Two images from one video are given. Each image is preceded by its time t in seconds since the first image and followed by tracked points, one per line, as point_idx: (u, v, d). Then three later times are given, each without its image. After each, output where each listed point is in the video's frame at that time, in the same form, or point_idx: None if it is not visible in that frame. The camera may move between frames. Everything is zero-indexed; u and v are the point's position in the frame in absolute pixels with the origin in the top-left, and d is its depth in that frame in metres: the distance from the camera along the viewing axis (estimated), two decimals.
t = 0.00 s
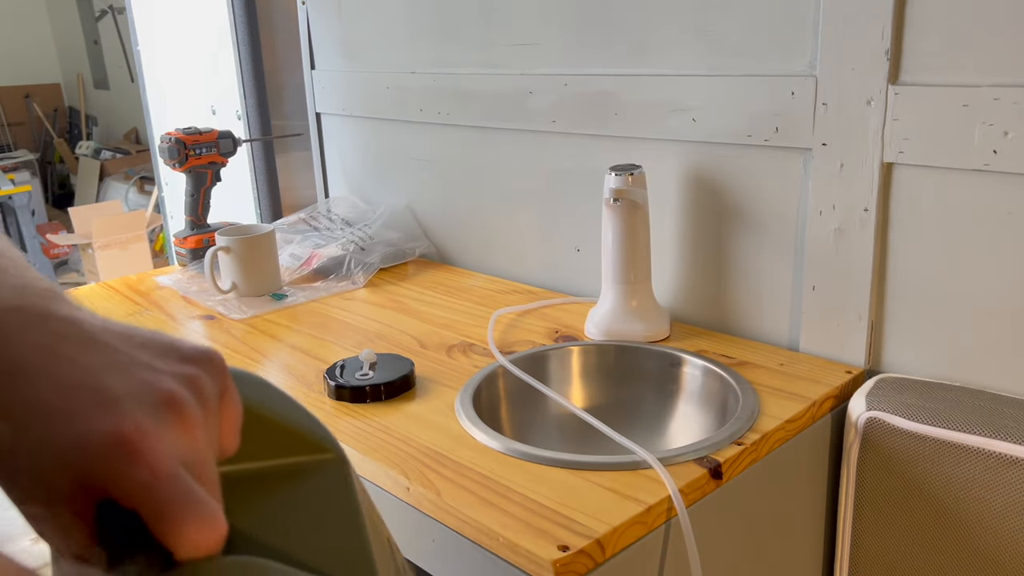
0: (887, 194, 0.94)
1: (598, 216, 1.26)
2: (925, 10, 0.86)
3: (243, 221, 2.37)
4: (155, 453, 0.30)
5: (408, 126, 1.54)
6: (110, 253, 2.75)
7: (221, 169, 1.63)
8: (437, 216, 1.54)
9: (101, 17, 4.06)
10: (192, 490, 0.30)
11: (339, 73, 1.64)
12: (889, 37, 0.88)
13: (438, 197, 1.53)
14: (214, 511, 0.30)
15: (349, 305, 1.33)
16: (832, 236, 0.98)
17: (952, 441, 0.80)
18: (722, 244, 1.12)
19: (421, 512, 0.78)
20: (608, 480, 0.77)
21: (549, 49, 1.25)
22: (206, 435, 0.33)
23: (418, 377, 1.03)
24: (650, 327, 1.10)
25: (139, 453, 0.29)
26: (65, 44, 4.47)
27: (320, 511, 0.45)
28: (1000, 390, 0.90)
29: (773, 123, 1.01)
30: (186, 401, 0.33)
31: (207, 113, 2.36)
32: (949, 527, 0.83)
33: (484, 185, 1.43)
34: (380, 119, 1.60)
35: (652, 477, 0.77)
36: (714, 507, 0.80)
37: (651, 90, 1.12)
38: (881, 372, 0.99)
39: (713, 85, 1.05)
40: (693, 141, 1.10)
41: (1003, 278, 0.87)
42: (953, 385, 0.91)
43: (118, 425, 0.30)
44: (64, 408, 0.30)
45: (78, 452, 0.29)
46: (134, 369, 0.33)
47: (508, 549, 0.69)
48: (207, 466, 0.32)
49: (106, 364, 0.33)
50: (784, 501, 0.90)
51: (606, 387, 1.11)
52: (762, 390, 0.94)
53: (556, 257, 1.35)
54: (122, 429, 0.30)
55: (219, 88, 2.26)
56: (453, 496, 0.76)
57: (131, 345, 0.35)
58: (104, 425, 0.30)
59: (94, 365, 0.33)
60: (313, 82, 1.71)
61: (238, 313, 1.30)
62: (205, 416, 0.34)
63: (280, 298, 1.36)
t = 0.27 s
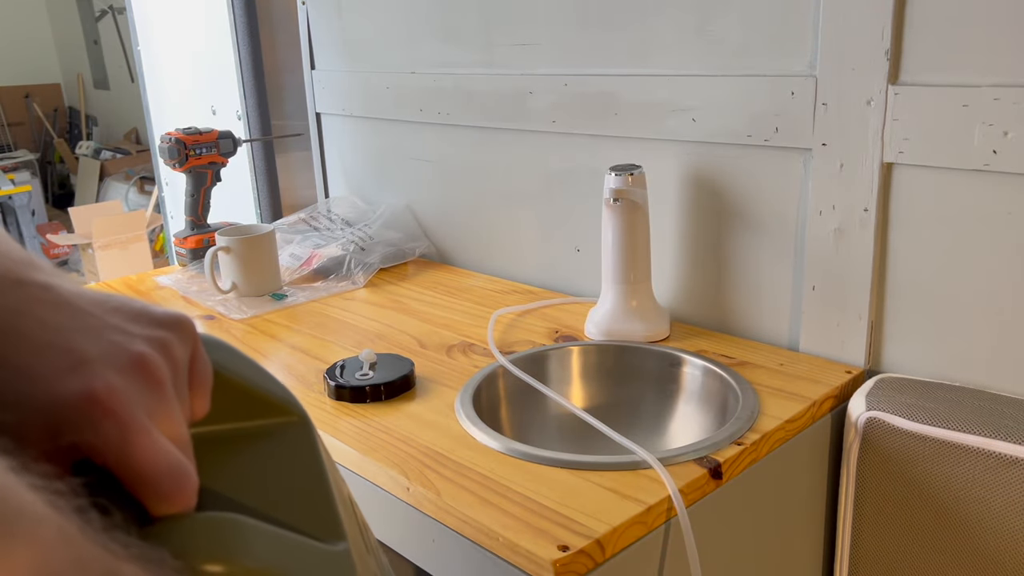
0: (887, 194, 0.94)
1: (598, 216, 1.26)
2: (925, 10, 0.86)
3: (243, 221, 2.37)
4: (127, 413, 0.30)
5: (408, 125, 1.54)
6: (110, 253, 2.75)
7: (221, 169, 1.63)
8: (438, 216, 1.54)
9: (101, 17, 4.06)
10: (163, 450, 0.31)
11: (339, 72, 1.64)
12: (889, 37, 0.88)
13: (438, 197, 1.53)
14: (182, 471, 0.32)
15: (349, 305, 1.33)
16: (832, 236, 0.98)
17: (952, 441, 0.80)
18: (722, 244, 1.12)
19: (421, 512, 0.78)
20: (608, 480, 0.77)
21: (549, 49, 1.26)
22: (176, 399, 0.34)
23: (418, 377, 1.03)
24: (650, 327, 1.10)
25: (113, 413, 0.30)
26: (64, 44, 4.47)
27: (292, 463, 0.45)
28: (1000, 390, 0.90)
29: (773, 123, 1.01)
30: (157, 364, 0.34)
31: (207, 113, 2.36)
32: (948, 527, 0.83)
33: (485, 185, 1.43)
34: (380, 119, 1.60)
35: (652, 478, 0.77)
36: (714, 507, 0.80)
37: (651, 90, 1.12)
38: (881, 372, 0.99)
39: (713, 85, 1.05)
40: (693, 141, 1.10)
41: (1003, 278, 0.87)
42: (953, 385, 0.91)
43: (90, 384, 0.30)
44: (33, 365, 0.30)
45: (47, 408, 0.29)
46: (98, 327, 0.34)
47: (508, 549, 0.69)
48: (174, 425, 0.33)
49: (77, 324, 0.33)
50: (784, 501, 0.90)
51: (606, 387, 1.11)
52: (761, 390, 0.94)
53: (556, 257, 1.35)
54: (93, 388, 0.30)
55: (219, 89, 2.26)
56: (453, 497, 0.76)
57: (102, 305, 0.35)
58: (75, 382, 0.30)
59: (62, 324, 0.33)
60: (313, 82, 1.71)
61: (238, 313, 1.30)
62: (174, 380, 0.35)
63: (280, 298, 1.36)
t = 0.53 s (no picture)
0: (887, 193, 0.94)
1: (598, 216, 1.26)
2: (925, 10, 0.86)
3: (243, 221, 2.37)
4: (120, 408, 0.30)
5: (407, 125, 1.54)
6: (110, 253, 2.75)
7: (221, 169, 1.63)
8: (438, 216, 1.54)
9: (101, 17, 4.06)
10: (157, 448, 0.31)
11: (339, 72, 1.64)
12: (889, 37, 0.88)
13: (438, 197, 1.53)
14: (173, 469, 0.31)
15: (349, 305, 1.33)
16: (832, 236, 0.98)
17: (952, 441, 0.80)
18: (722, 244, 1.11)
19: (421, 512, 0.78)
20: (608, 480, 0.77)
21: (549, 49, 1.26)
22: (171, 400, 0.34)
23: (418, 377, 1.03)
24: (650, 327, 1.10)
25: (105, 409, 0.30)
26: (65, 44, 4.47)
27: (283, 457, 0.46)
28: (1000, 390, 0.90)
29: (773, 122, 1.01)
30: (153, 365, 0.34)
31: (207, 113, 2.36)
32: (948, 526, 0.83)
33: (484, 185, 1.43)
34: (380, 119, 1.60)
35: (652, 478, 0.77)
36: (714, 507, 0.80)
37: (651, 90, 1.12)
38: (881, 372, 0.99)
39: (713, 85, 1.05)
40: (692, 141, 1.10)
41: (1003, 278, 0.87)
42: (953, 385, 0.92)
43: (85, 383, 0.30)
44: (30, 364, 0.31)
45: (40, 404, 0.30)
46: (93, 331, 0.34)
47: (508, 549, 0.69)
48: (169, 424, 0.33)
49: (76, 324, 0.34)
50: (783, 501, 0.90)
51: (606, 387, 1.11)
52: (761, 390, 0.94)
53: (556, 257, 1.35)
54: (87, 386, 0.30)
55: (219, 89, 2.26)
56: (453, 497, 0.76)
57: (101, 307, 0.36)
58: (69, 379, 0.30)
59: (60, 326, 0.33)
60: (313, 82, 1.71)
61: (238, 313, 1.30)
62: (169, 380, 0.35)
63: (280, 298, 1.36)
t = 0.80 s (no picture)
0: (887, 194, 0.94)
1: (598, 216, 1.26)
2: (925, 9, 0.86)
3: (243, 221, 2.37)
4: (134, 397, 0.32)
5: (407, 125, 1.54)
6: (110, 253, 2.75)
7: (221, 169, 1.63)
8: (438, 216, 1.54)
9: (101, 17, 4.06)
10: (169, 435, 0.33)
11: (339, 72, 1.64)
12: (889, 37, 0.88)
13: (438, 197, 1.53)
14: (185, 455, 0.33)
15: (349, 305, 1.33)
16: (832, 236, 0.99)
17: (952, 441, 0.80)
18: (722, 244, 1.11)
19: (421, 512, 0.78)
20: (609, 480, 0.77)
21: (549, 50, 1.26)
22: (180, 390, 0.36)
23: (418, 377, 1.03)
24: (649, 327, 1.10)
25: (122, 398, 0.32)
26: (65, 44, 4.47)
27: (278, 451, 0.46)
28: (1000, 390, 0.90)
29: (773, 123, 1.01)
30: (165, 356, 0.35)
31: (207, 113, 2.36)
32: (948, 527, 0.83)
33: (484, 185, 1.43)
34: (380, 119, 1.60)
35: (652, 478, 0.77)
36: (714, 508, 0.80)
37: (651, 90, 1.12)
38: (881, 372, 0.99)
39: (713, 85, 1.05)
40: (692, 141, 1.10)
41: (1003, 278, 0.87)
42: (953, 385, 0.92)
43: (103, 372, 0.32)
44: (49, 353, 0.32)
45: (63, 390, 0.31)
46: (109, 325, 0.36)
47: (508, 549, 0.69)
48: (180, 415, 0.35)
49: (91, 315, 0.35)
50: (783, 501, 0.90)
51: (606, 387, 1.11)
52: (761, 390, 0.94)
53: (556, 257, 1.35)
54: (105, 375, 0.32)
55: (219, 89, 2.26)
56: (452, 496, 0.76)
57: (112, 298, 0.37)
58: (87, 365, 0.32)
59: (74, 315, 0.35)
60: (313, 82, 1.71)
61: (238, 313, 1.30)
62: (179, 369, 0.37)
63: (280, 298, 1.36)
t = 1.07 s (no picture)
0: (887, 193, 0.94)
1: (598, 216, 1.26)
2: (925, 9, 0.86)
3: (244, 221, 2.37)
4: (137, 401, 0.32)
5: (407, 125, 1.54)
6: (110, 253, 2.75)
7: (221, 169, 1.63)
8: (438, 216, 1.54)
9: (101, 17, 4.06)
10: (169, 435, 0.33)
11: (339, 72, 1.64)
12: (889, 37, 0.88)
13: (438, 197, 1.53)
14: (183, 454, 0.34)
15: (349, 305, 1.33)
16: (832, 236, 0.98)
17: (952, 441, 0.80)
18: (722, 244, 1.11)
19: (421, 512, 0.78)
20: (608, 480, 0.77)
21: (549, 50, 1.26)
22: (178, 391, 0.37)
23: (418, 377, 1.03)
24: (649, 327, 1.10)
25: (123, 401, 0.32)
26: (65, 44, 4.47)
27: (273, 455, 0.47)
28: (1000, 390, 0.90)
29: (773, 123, 1.01)
30: (164, 359, 0.36)
31: (207, 113, 2.36)
32: (948, 527, 0.83)
33: (485, 185, 1.43)
34: (380, 119, 1.60)
35: (652, 478, 0.77)
36: (714, 508, 0.80)
37: (651, 90, 1.12)
38: (881, 372, 0.99)
39: (713, 84, 1.05)
40: (692, 141, 1.10)
41: (1003, 278, 0.87)
42: (953, 385, 0.92)
43: (105, 374, 0.32)
44: (50, 355, 0.32)
45: (64, 393, 0.31)
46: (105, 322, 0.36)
47: (508, 549, 0.69)
48: (178, 415, 0.35)
49: (91, 316, 0.35)
50: (784, 501, 0.90)
51: (605, 387, 1.11)
52: (761, 390, 0.94)
53: (556, 257, 1.35)
54: (107, 377, 0.32)
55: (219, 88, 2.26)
56: (452, 497, 0.76)
57: (111, 300, 0.37)
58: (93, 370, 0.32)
59: (76, 317, 0.35)
60: (313, 82, 1.71)
61: (238, 313, 1.30)
62: (176, 372, 0.37)
63: (280, 298, 1.36)
